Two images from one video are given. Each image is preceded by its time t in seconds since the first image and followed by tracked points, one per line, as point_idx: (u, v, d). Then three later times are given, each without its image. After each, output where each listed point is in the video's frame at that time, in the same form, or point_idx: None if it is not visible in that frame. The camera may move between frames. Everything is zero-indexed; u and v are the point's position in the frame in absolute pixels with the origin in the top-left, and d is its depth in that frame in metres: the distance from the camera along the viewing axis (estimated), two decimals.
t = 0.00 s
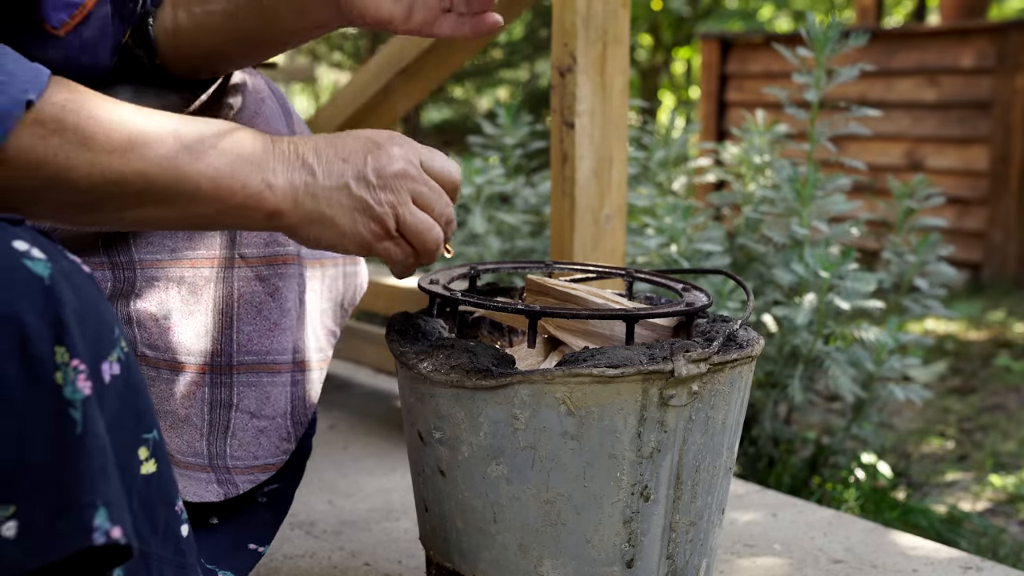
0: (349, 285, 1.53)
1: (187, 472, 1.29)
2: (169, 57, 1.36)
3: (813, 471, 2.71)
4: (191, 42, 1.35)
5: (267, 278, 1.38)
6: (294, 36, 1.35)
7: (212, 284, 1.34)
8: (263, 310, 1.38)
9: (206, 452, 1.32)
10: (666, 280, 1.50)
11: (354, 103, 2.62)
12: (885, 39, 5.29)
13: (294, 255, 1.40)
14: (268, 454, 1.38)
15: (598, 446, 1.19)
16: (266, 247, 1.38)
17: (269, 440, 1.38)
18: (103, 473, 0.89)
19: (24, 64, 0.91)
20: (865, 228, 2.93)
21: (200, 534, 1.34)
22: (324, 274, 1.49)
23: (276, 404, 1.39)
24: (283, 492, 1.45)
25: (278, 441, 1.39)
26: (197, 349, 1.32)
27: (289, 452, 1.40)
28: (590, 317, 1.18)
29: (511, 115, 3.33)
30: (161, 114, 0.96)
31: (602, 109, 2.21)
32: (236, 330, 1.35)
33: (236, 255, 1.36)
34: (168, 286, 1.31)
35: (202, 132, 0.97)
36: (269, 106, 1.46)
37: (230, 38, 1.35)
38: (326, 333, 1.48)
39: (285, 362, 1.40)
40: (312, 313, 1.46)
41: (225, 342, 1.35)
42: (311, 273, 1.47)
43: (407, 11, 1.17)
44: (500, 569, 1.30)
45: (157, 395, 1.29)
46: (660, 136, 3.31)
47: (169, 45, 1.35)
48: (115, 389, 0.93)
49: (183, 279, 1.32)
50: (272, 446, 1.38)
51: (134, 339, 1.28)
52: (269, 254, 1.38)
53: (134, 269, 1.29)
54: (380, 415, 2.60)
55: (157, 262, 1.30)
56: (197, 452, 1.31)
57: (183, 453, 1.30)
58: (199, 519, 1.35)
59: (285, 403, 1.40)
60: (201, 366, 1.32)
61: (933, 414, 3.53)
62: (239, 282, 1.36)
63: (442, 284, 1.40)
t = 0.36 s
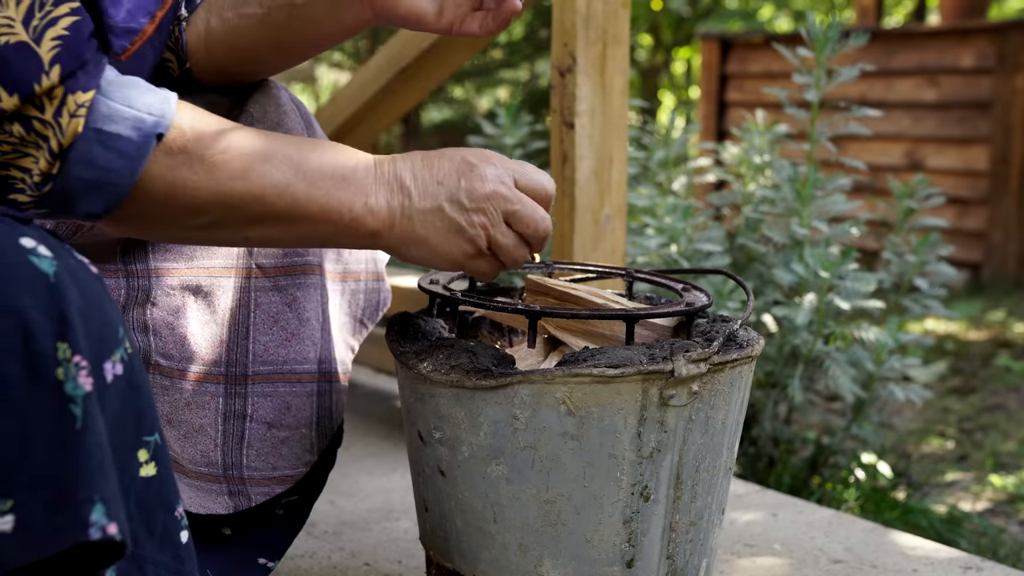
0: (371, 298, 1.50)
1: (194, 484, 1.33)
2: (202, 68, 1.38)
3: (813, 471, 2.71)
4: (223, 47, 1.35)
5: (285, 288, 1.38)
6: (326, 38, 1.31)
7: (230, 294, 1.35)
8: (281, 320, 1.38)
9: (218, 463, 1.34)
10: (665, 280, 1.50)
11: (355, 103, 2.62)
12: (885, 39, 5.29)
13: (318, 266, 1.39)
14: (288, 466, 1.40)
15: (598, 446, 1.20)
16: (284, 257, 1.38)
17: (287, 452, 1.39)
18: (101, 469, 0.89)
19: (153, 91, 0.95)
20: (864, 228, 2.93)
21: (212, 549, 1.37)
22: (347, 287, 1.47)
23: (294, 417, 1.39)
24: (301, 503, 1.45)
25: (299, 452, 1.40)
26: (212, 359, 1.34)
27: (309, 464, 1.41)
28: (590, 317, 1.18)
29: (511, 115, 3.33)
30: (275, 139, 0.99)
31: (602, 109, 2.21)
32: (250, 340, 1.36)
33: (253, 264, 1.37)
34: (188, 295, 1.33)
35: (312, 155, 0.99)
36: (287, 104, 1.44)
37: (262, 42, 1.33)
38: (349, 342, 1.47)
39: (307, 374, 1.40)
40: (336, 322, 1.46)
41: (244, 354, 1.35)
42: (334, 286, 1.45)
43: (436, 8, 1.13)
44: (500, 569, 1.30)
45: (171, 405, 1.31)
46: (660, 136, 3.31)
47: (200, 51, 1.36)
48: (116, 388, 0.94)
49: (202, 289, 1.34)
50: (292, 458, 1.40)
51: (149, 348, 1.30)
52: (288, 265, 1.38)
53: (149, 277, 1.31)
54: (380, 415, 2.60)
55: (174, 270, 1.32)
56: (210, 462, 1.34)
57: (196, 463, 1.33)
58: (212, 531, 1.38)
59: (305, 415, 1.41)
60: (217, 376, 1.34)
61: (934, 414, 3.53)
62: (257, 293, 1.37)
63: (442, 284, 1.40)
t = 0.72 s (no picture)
0: (375, 307, 1.52)
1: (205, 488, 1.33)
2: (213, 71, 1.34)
3: (813, 471, 2.71)
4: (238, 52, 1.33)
5: (295, 292, 1.38)
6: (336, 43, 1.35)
7: (241, 298, 1.35)
8: (290, 324, 1.38)
9: (226, 467, 1.35)
10: (666, 280, 1.50)
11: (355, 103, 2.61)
12: (885, 39, 5.29)
13: (327, 270, 1.40)
14: (296, 470, 1.40)
15: (598, 446, 1.19)
16: (295, 262, 1.38)
17: (297, 455, 1.40)
18: (126, 475, 0.89)
19: (213, 89, 0.98)
20: (864, 228, 2.93)
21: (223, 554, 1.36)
22: (350, 294, 1.49)
23: (303, 421, 1.40)
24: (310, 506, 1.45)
25: (305, 456, 1.41)
26: (223, 364, 1.34)
27: (318, 469, 1.42)
28: (590, 317, 1.18)
29: (511, 115, 3.33)
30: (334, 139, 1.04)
31: (602, 109, 2.21)
32: (260, 344, 1.36)
33: (265, 268, 1.37)
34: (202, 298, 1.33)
35: (368, 154, 1.04)
36: (301, 110, 1.42)
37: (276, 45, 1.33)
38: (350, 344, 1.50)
39: (317, 378, 1.41)
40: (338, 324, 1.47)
41: (256, 358, 1.35)
42: (338, 290, 1.47)
43: (450, 8, 1.22)
44: (500, 569, 1.30)
45: (183, 409, 1.32)
46: (660, 136, 3.31)
47: (216, 54, 1.33)
48: (142, 397, 0.94)
49: (214, 293, 1.34)
50: (300, 461, 1.40)
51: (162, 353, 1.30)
52: (298, 269, 1.38)
53: (161, 281, 1.30)
54: (379, 414, 2.60)
55: (187, 275, 1.32)
56: (218, 466, 1.34)
57: (205, 468, 1.33)
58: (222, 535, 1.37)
59: (314, 420, 1.41)
60: (226, 380, 1.34)
61: (934, 414, 3.53)
62: (268, 297, 1.37)
63: (441, 284, 1.40)
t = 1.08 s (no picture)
0: (383, 315, 1.52)
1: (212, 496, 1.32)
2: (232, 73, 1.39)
3: (813, 471, 2.71)
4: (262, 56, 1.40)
5: (305, 301, 1.37)
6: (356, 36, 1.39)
7: (253, 305, 1.34)
8: (301, 331, 1.37)
9: (235, 475, 1.34)
10: (666, 280, 1.50)
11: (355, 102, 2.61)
12: (885, 39, 5.29)
13: (337, 279, 1.40)
14: (304, 479, 1.39)
15: (598, 446, 1.19)
16: (306, 270, 1.38)
17: (306, 463, 1.39)
18: (132, 494, 0.86)
19: (278, 52, 0.99)
20: (864, 228, 2.93)
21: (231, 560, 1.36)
22: (360, 302, 1.49)
23: (313, 429, 1.39)
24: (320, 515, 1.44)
25: (313, 465, 1.40)
26: (235, 372, 1.32)
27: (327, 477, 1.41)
28: (591, 316, 1.17)
29: (511, 115, 3.33)
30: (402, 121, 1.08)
31: (602, 109, 2.21)
32: (270, 352, 1.34)
33: (276, 276, 1.36)
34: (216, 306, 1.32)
35: (429, 140, 1.09)
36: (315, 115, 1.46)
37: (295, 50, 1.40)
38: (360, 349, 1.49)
39: (326, 385, 1.40)
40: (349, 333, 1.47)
41: (269, 365, 1.34)
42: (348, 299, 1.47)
43: (467, 5, 1.32)
44: (500, 569, 1.30)
45: (193, 416, 1.31)
46: (660, 136, 3.31)
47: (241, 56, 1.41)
48: (152, 415, 0.89)
49: (226, 300, 1.33)
50: (310, 469, 1.39)
51: (176, 359, 1.30)
52: (309, 276, 1.38)
53: (172, 287, 1.28)
54: (379, 414, 2.60)
55: (198, 281, 1.31)
56: (228, 473, 1.33)
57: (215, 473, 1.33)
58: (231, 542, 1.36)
59: (324, 428, 1.41)
60: (238, 389, 1.33)
61: (934, 414, 3.53)
62: (279, 305, 1.36)
63: (442, 283, 1.40)
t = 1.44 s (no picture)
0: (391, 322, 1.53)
1: (238, 500, 1.28)
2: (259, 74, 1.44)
3: (813, 471, 2.71)
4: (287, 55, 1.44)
5: (320, 306, 1.36)
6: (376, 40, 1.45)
7: (271, 311, 1.32)
8: (316, 336, 1.36)
9: (258, 480, 1.30)
10: (665, 280, 1.50)
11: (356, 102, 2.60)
12: (885, 39, 5.29)
13: (349, 284, 1.39)
14: (323, 483, 1.37)
15: (598, 446, 1.19)
16: (321, 275, 1.36)
17: (324, 468, 1.37)
18: (148, 513, 0.82)
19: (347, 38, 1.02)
20: (864, 228, 2.93)
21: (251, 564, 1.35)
22: (372, 310, 1.49)
23: (328, 434, 1.38)
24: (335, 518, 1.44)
25: (330, 470, 1.38)
26: (256, 376, 1.30)
27: (343, 481, 1.39)
28: (591, 317, 1.17)
29: (511, 115, 3.34)
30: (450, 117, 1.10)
31: (602, 109, 2.21)
32: (287, 356, 1.33)
33: (291, 281, 1.34)
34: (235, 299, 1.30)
35: (482, 149, 1.11)
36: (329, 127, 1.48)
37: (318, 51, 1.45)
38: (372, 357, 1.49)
39: (341, 391, 1.38)
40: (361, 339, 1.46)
41: (288, 369, 1.32)
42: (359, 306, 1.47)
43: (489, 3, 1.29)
44: (500, 569, 1.30)
45: (215, 420, 1.28)
46: (660, 136, 3.31)
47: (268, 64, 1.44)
48: (170, 433, 0.84)
49: (245, 304, 1.31)
50: (326, 473, 1.37)
51: (198, 363, 1.28)
52: (325, 281, 1.36)
53: (193, 291, 1.27)
54: (379, 414, 2.60)
55: (217, 284, 1.29)
56: (251, 477, 1.30)
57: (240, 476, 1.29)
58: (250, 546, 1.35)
59: (338, 433, 1.39)
60: (258, 393, 1.30)
61: (934, 414, 3.53)
62: (294, 309, 1.34)
63: (442, 284, 1.40)
